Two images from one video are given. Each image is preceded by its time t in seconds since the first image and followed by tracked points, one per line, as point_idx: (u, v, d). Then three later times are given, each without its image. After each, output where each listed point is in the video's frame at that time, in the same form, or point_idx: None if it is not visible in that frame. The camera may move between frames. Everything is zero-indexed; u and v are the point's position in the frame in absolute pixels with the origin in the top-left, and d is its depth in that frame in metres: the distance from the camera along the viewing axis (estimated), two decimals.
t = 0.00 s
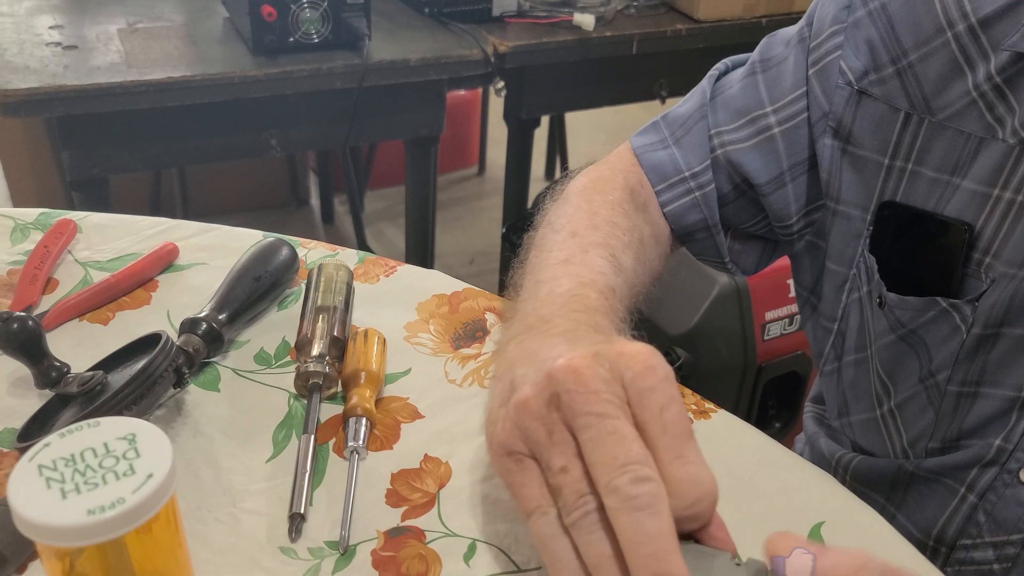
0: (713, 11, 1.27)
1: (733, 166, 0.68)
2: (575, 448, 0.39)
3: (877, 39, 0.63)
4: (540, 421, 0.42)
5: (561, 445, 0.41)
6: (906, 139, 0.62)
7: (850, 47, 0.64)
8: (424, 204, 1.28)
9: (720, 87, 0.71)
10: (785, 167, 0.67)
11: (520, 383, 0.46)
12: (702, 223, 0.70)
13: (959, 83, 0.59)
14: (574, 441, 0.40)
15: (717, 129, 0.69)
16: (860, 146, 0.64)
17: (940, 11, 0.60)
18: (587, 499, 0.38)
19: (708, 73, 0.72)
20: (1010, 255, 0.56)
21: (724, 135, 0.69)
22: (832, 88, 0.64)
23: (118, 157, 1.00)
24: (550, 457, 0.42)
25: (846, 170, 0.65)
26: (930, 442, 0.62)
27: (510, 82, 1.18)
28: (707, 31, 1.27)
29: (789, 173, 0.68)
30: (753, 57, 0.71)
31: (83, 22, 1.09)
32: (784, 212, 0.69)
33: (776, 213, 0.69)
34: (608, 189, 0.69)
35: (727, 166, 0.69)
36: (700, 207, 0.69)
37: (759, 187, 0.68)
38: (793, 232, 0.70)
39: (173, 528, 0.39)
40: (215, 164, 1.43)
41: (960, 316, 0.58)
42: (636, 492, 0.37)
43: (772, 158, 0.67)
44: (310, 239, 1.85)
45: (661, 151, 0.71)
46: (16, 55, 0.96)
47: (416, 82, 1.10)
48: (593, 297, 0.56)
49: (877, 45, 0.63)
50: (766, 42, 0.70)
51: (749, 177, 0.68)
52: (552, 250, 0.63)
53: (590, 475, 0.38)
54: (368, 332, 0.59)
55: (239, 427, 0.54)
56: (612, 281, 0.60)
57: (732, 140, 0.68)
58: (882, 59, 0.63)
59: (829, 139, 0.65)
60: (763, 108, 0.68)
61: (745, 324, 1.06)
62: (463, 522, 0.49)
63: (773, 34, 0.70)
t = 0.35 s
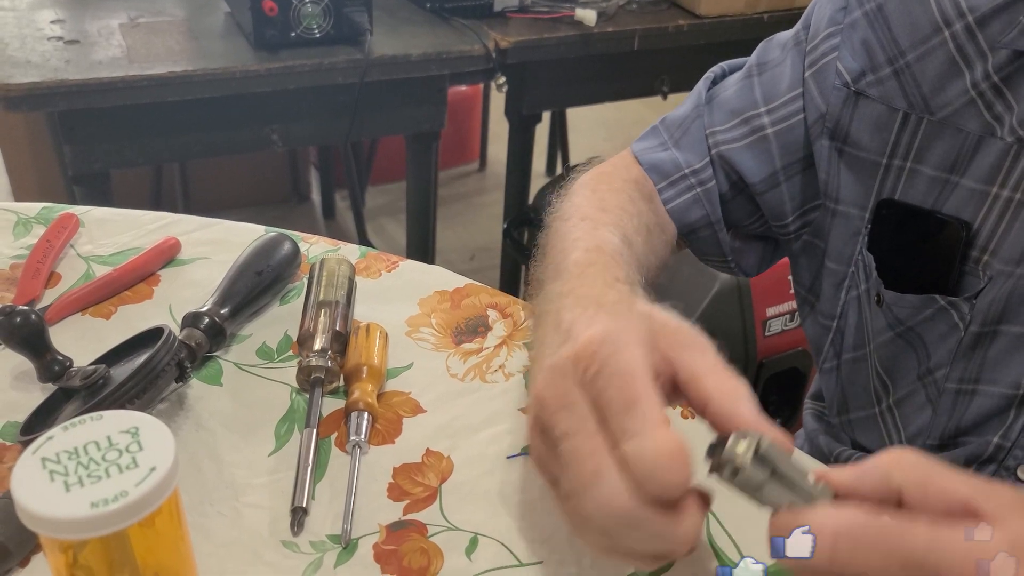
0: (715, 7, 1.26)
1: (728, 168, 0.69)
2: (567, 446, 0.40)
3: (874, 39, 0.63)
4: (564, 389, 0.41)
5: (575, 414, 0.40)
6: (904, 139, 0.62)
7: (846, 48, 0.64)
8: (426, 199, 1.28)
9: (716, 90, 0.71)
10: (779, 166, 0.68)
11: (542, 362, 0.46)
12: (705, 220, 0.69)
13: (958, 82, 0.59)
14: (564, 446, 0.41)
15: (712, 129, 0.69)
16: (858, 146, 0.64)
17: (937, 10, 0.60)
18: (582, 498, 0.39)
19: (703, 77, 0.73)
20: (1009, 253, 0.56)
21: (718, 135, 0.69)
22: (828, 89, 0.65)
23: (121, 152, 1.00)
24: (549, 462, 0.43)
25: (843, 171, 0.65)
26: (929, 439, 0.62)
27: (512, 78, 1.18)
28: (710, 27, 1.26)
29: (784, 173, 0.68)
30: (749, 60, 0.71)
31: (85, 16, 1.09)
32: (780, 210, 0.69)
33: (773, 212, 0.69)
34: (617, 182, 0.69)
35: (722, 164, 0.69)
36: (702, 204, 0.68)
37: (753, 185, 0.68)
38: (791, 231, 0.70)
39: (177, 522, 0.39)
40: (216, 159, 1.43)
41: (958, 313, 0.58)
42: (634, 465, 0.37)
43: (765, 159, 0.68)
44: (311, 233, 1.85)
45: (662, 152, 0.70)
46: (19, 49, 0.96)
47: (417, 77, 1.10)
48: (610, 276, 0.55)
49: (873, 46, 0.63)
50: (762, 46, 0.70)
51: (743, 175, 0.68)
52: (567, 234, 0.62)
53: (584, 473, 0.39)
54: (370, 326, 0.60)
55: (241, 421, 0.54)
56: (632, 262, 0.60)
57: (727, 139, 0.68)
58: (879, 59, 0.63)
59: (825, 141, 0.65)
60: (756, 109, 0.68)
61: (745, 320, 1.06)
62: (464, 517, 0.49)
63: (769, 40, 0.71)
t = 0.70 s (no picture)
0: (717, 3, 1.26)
1: (737, 169, 0.71)
2: (652, 344, 0.42)
3: (876, 40, 0.66)
4: (651, 293, 0.44)
5: (661, 312, 0.42)
6: (909, 136, 0.64)
7: (848, 50, 0.67)
8: (427, 194, 1.28)
9: (722, 101, 0.75)
10: (786, 168, 0.71)
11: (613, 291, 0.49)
12: (719, 221, 0.71)
13: (959, 80, 0.62)
14: (644, 349, 0.43)
15: (720, 134, 0.72)
16: (862, 146, 0.67)
17: (936, 9, 0.62)
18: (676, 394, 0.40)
19: (710, 88, 0.77)
20: (1010, 245, 0.59)
21: (725, 140, 0.72)
22: (831, 91, 0.68)
23: (122, 147, 1.00)
24: (637, 380, 0.45)
25: (849, 170, 0.68)
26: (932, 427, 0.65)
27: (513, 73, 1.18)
28: (712, 21, 1.26)
29: (791, 175, 0.71)
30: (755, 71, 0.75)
31: (86, 11, 1.08)
32: (788, 212, 0.72)
33: (781, 214, 0.73)
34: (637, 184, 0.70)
35: (732, 168, 0.71)
36: (716, 204, 0.71)
37: (762, 189, 0.71)
38: (799, 233, 0.74)
39: (178, 516, 0.39)
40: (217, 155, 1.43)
41: (961, 306, 0.61)
42: (730, 352, 0.38)
43: (772, 161, 0.71)
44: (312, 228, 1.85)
45: (673, 159, 0.73)
46: (20, 44, 0.96)
47: (418, 72, 1.10)
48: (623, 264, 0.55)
49: (875, 46, 0.66)
50: (768, 57, 0.74)
51: (751, 178, 0.71)
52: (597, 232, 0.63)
53: (677, 369, 0.40)
54: (372, 321, 0.59)
55: (242, 415, 0.54)
56: (664, 233, 0.62)
57: (733, 144, 0.71)
58: (881, 59, 0.65)
59: (830, 141, 0.68)
60: (762, 113, 0.71)
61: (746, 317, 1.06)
62: (465, 511, 0.49)
63: (775, 49, 0.75)
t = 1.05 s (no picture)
0: None
1: (738, 160, 0.72)
2: (675, 315, 0.43)
3: (877, 34, 0.67)
4: (678, 265, 0.44)
5: (686, 286, 0.43)
6: (909, 130, 0.65)
7: (849, 43, 0.68)
8: (425, 190, 1.28)
9: (722, 92, 0.76)
10: (786, 161, 0.72)
11: (631, 263, 0.50)
12: (717, 211, 0.73)
13: (959, 74, 0.63)
14: (665, 320, 0.43)
15: (721, 124, 0.73)
16: (863, 139, 0.68)
17: (937, 3, 0.64)
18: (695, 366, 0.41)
19: (710, 78, 0.78)
20: (1011, 238, 0.60)
21: (726, 130, 0.73)
22: (833, 83, 0.68)
23: (119, 143, 1.00)
24: (651, 350, 0.46)
25: (849, 162, 0.69)
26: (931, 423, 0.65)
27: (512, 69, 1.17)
28: (711, 16, 1.25)
29: (791, 167, 0.72)
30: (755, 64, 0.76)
31: (83, 6, 1.08)
32: (788, 205, 0.73)
33: (780, 206, 0.74)
34: (635, 177, 0.70)
35: (732, 159, 0.73)
36: (714, 194, 0.72)
37: (762, 180, 0.72)
38: (798, 226, 0.75)
39: (171, 512, 0.39)
40: (215, 150, 1.43)
41: (963, 299, 0.62)
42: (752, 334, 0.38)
43: (773, 153, 0.72)
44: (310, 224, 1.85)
45: (673, 148, 0.74)
46: (16, 38, 0.96)
47: (416, 67, 1.10)
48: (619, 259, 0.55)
49: (876, 40, 0.67)
50: (767, 49, 0.75)
51: (751, 170, 0.72)
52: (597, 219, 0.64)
53: (696, 347, 0.41)
54: (367, 316, 0.59)
55: (237, 411, 0.54)
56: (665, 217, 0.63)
57: (733, 135, 0.72)
58: (882, 53, 0.66)
59: (831, 134, 0.69)
60: (763, 104, 0.72)
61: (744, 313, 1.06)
62: (460, 507, 0.49)
63: (774, 40, 0.76)
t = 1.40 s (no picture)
0: None
1: (733, 146, 0.73)
2: (674, 312, 0.44)
3: (878, 27, 0.67)
4: (684, 266, 0.45)
5: (689, 287, 0.44)
6: (909, 124, 0.66)
7: (851, 35, 0.68)
8: (424, 188, 1.28)
9: (722, 78, 0.77)
10: (781, 150, 0.72)
11: (632, 249, 0.50)
12: (713, 197, 0.73)
13: (960, 68, 0.63)
14: (661, 312, 0.44)
15: (718, 109, 0.74)
16: (862, 132, 0.68)
17: None
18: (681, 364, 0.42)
19: (710, 64, 0.78)
20: (1012, 234, 0.60)
21: (723, 115, 0.73)
22: (833, 75, 0.69)
23: (117, 140, 1.00)
24: (634, 334, 0.45)
25: (847, 154, 0.69)
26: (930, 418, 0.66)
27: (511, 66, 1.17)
28: (712, 13, 1.24)
29: (785, 156, 0.73)
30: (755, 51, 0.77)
31: (82, 3, 1.08)
32: (782, 194, 0.74)
33: (774, 196, 0.74)
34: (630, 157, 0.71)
35: (728, 145, 0.73)
36: (710, 178, 0.73)
37: (756, 167, 0.73)
38: (792, 216, 0.75)
39: (167, 509, 0.39)
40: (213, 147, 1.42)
41: (963, 296, 0.62)
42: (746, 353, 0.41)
43: (768, 140, 0.72)
44: (310, 222, 1.84)
45: (670, 130, 0.75)
46: (14, 35, 0.96)
47: (415, 65, 1.10)
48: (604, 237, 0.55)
49: (877, 32, 0.67)
50: (768, 37, 0.76)
51: (746, 156, 0.73)
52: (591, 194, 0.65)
53: (686, 346, 0.42)
54: (364, 313, 0.59)
55: (234, 408, 0.54)
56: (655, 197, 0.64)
57: (730, 119, 0.73)
58: (883, 46, 0.67)
59: (830, 125, 0.70)
60: (761, 91, 0.73)
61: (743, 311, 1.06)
62: (456, 504, 0.49)
63: (775, 29, 0.76)
